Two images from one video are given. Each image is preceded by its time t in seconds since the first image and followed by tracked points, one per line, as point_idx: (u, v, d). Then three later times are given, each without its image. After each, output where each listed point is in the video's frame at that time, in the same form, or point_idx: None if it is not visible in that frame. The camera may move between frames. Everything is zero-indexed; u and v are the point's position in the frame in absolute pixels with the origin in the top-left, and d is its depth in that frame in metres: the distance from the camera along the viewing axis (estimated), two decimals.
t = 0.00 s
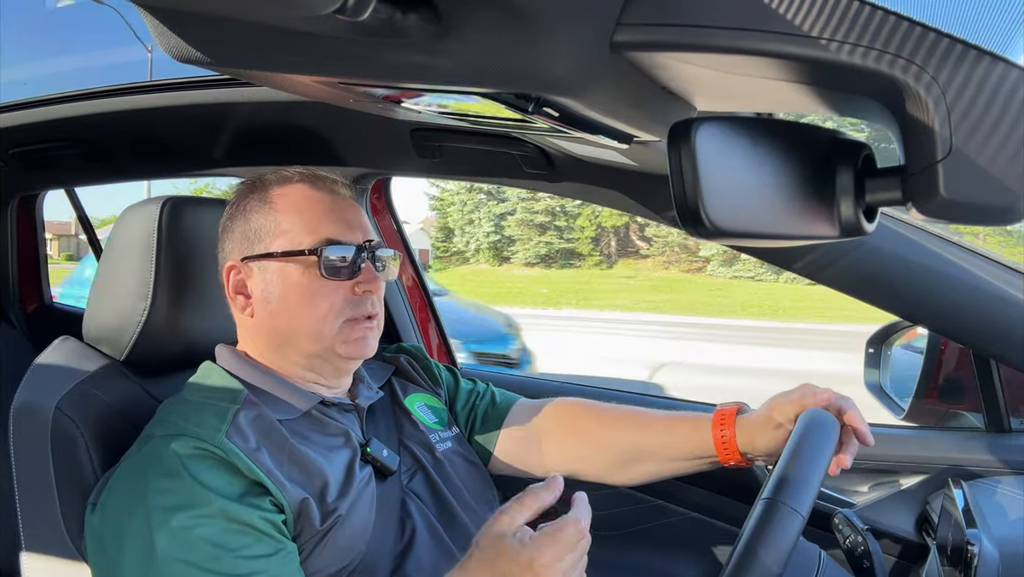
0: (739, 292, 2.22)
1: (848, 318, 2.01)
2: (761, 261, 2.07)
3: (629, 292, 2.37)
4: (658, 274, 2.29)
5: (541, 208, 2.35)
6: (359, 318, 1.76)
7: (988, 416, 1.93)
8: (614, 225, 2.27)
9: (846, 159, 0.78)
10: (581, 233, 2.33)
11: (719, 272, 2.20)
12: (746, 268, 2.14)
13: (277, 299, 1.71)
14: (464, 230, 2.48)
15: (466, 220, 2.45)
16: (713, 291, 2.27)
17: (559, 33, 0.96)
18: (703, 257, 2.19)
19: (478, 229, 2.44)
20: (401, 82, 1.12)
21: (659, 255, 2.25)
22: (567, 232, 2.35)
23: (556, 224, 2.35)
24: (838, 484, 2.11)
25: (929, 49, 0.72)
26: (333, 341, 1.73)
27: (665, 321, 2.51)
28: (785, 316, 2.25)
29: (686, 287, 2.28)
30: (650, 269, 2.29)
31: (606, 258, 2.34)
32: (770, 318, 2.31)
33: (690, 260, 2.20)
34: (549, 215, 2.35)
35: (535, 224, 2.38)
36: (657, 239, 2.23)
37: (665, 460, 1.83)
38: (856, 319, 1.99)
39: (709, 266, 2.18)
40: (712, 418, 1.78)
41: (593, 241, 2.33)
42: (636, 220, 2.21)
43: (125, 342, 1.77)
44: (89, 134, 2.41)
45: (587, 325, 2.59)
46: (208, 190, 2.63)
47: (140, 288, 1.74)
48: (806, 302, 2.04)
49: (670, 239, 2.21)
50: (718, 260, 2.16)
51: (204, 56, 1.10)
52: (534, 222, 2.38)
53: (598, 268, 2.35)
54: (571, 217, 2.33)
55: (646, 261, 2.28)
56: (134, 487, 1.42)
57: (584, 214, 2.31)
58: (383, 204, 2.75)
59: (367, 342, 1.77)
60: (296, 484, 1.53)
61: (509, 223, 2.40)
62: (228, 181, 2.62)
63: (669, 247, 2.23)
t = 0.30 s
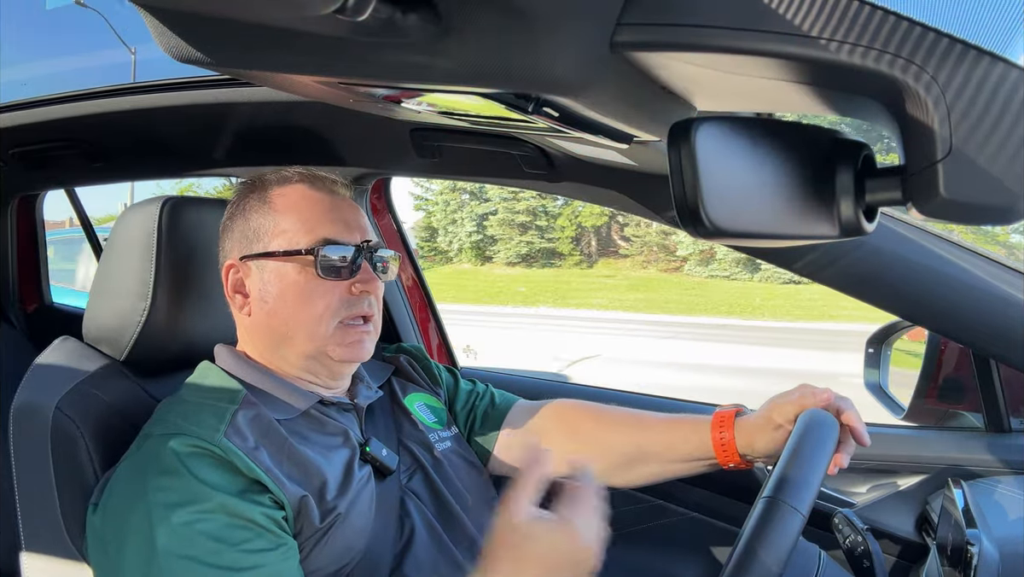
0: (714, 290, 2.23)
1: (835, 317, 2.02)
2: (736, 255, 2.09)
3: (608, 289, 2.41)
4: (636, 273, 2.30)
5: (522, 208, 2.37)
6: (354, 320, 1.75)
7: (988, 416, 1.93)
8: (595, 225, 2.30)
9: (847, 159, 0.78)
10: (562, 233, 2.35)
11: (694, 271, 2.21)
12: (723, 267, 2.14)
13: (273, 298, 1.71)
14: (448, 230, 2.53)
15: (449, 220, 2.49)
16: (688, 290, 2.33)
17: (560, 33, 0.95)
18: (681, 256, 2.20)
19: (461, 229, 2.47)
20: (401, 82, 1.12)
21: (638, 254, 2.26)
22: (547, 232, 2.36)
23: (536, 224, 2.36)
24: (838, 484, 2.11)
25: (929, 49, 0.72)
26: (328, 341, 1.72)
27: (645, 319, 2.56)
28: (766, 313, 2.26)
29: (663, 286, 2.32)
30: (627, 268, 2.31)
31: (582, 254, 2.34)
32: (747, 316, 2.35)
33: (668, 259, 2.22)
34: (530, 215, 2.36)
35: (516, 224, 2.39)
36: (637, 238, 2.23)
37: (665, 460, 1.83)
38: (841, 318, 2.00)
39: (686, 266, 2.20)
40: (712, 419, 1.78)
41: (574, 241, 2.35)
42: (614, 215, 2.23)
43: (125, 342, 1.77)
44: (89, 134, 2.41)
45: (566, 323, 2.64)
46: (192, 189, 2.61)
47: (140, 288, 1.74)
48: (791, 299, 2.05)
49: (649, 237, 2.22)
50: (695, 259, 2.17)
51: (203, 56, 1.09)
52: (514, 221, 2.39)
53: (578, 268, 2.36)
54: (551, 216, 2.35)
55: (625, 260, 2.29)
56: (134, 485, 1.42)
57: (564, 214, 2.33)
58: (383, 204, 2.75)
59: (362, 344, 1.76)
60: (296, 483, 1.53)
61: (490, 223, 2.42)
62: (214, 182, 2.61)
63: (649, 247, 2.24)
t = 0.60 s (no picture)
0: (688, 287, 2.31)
1: (817, 313, 2.08)
2: (713, 253, 2.15)
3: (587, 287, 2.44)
4: (615, 272, 2.33)
5: (503, 208, 2.39)
6: (352, 317, 1.74)
7: (988, 417, 1.92)
8: (575, 225, 2.31)
9: (846, 160, 0.78)
10: (542, 233, 2.36)
11: (672, 270, 2.26)
12: (700, 266, 2.21)
13: (270, 300, 1.72)
14: (431, 229, 2.61)
15: (432, 220, 2.56)
16: (665, 288, 2.37)
17: (561, 32, 0.95)
18: (660, 254, 2.23)
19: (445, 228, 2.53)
20: (401, 83, 1.12)
21: (618, 254, 2.28)
22: (528, 231, 2.38)
23: (518, 223, 2.38)
24: (838, 485, 2.11)
25: (928, 49, 0.72)
26: (325, 341, 1.72)
27: (620, 318, 2.61)
28: (738, 308, 2.36)
29: (640, 285, 2.36)
30: (608, 267, 2.33)
31: (563, 252, 2.37)
32: (714, 314, 2.45)
33: (647, 259, 2.25)
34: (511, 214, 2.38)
35: (497, 224, 2.42)
36: (617, 238, 2.25)
37: (664, 461, 1.83)
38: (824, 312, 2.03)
39: (665, 265, 2.24)
40: (712, 420, 1.78)
41: (555, 240, 2.36)
42: (592, 211, 2.26)
43: (124, 342, 1.77)
44: (89, 134, 2.40)
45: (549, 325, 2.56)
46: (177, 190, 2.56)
47: (140, 288, 1.73)
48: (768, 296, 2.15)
49: (629, 237, 2.24)
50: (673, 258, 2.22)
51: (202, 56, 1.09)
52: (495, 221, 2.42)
53: (559, 267, 2.38)
54: (533, 216, 2.36)
55: (605, 259, 2.30)
56: (143, 483, 1.41)
57: (545, 214, 2.34)
58: (383, 204, 2.75)
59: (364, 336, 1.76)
60: (299, 478, 1.53)
61: (473, 223, 2.45)
62: (197, 182, 2.56)
63: (630, 245, 2.26)
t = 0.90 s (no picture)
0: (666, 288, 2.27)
1: (796, 312, 2.09)
2: (691, 251, 2.15)
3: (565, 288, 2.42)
4: (595, 271, 2.30)
5: (486, 208, 2.39)
6: (321, 320, 1.71)
7: (987, 416, 1.93)
8: (556, 225, 2.32)
9: (846, 160, 0.78)
10: (524, 232, 2.35)
11: (651, 270, 2.24)
12: (678, 265, 2.19)
13: (248, 298, 1.72)
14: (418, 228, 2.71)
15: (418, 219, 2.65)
16: (642, 288, 2.31)
17: (561, 34, 0.95)
18: (639, 252, 2.23)
19: (429, 228, 2.60)
20: (402, 82, 1.13)
21: (599, 253, 2.27)
22: (511, 231, 2.37)
23: (500, 222, 2.37)
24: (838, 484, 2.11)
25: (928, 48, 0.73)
26: (297, 342, 1.71)
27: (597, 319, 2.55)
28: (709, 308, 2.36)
29: (618, 284, 2.32)
30: (589, 267, 2.31)
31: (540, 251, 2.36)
32: (689, 313, 2.41)
33: (627, 259, 2.25)
34: (494, 213, 2.38)
35: (480, 224, 2.41)
36: (598, 237, 2.26)
37: (664, 460, 1.83)
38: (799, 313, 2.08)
39: (644, 265, 2.24)
40: (712, 417, 1.78)
41: (536, 240, 2.34)
42: (575, 209, 2.29)
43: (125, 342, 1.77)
44: (88, 134, 2.41)
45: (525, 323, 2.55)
46: (164, 189, 2.57)
47: (142, 288, 1.74)
48: (744, 295, 2.16)
49: (610, 236, 2.25)
50: (652, 257, 2.23)
51: (203, 56, 1.09)
52: (477, 221, 2.41)
53: (541, 266, 2.35)
54: (515, 216, 2.36)
55: (587, 259, 2.29)
56: (141, 485, 1.42)
57: (528, 214, 2.34)
58: (383, 204, 2.76)
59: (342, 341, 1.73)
60: (297, 479, 1.53)
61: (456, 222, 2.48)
62: (183, 182, 2.56)
63: (610, 246, 2.26)
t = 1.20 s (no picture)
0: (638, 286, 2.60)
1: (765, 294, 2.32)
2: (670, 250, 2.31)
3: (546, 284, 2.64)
4: (576, 268, 2.52)
5: (468, 207, 2.50)
6: (349, 318, 1.73)
7: (988, 416, 1.93)
8: (538, 225, 2.43)
9: (846, 160, 0.79)
10: (507, 232, 2.47)
11: (632, 267, 2.42)
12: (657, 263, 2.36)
13: (268, 297, 1.72)
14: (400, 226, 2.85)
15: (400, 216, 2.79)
16: (619, 285, 2.56)
17: (561, 34, 0.95)
18: (619, 252, 2.39)
19: (412, 227, 2.77)
20: (402, 82, 1.12)
21: (580, 252, 2.45)
22: (494, 230, 2.48)
23: (484, 222, 2.49)
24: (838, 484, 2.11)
25: (929, 48, 0.72)
26: (322, 339, 1.72)
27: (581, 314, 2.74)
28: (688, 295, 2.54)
29: (596, 282, 2.56)
30: (571, 264, 2.52)
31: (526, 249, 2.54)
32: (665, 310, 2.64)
33: (608, 256, 2.42)
34: (477, 213, 2.48)
35: (464, 223, 2.55)
36: (580, 236, 2.40)
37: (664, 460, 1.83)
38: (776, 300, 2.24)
39: (624, 262, 2.40)
40: (712, 416, 1.79)
41: (520, 239, 2.49)
42: (558, 210, 2.35)
43: (125, 342, 1.77)
44: (89, 134, 2.41)
45: (509, 320, 2.79)
46: (152, 189, 2.57)
47: (141, 287, 1.74)
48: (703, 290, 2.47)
49: (591, 235, 2.38)
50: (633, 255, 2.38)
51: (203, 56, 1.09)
52: (462, 221, 2.55)
53: (524, 264, 2.56)
54: (499, 216, 2.48)
55: (569, 256, 2.49)
56: (134, 487, 1.42)
57: (510, 213, 2.46)
58: (383, 204, 2.76)
59: (358, 338, 1.75)
60: (295, 484, 1.53)
61: (440, 222, 2.62)
62: (172, 182, 2.55)
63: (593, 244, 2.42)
